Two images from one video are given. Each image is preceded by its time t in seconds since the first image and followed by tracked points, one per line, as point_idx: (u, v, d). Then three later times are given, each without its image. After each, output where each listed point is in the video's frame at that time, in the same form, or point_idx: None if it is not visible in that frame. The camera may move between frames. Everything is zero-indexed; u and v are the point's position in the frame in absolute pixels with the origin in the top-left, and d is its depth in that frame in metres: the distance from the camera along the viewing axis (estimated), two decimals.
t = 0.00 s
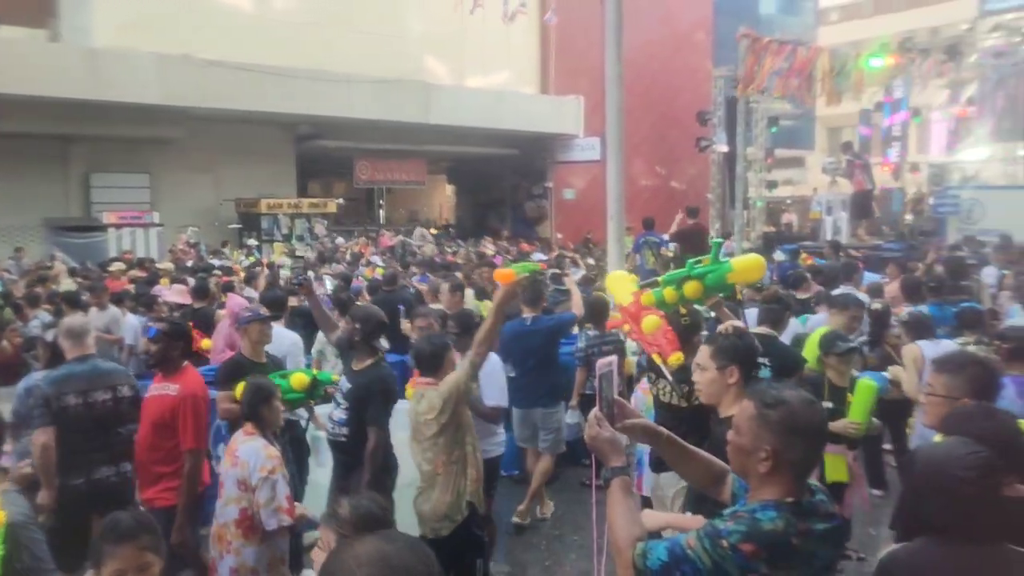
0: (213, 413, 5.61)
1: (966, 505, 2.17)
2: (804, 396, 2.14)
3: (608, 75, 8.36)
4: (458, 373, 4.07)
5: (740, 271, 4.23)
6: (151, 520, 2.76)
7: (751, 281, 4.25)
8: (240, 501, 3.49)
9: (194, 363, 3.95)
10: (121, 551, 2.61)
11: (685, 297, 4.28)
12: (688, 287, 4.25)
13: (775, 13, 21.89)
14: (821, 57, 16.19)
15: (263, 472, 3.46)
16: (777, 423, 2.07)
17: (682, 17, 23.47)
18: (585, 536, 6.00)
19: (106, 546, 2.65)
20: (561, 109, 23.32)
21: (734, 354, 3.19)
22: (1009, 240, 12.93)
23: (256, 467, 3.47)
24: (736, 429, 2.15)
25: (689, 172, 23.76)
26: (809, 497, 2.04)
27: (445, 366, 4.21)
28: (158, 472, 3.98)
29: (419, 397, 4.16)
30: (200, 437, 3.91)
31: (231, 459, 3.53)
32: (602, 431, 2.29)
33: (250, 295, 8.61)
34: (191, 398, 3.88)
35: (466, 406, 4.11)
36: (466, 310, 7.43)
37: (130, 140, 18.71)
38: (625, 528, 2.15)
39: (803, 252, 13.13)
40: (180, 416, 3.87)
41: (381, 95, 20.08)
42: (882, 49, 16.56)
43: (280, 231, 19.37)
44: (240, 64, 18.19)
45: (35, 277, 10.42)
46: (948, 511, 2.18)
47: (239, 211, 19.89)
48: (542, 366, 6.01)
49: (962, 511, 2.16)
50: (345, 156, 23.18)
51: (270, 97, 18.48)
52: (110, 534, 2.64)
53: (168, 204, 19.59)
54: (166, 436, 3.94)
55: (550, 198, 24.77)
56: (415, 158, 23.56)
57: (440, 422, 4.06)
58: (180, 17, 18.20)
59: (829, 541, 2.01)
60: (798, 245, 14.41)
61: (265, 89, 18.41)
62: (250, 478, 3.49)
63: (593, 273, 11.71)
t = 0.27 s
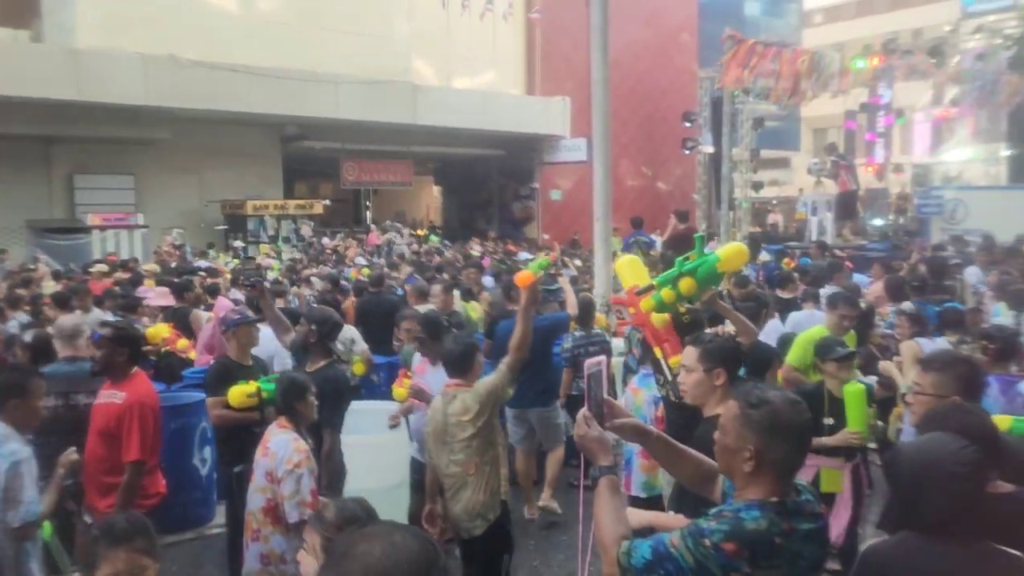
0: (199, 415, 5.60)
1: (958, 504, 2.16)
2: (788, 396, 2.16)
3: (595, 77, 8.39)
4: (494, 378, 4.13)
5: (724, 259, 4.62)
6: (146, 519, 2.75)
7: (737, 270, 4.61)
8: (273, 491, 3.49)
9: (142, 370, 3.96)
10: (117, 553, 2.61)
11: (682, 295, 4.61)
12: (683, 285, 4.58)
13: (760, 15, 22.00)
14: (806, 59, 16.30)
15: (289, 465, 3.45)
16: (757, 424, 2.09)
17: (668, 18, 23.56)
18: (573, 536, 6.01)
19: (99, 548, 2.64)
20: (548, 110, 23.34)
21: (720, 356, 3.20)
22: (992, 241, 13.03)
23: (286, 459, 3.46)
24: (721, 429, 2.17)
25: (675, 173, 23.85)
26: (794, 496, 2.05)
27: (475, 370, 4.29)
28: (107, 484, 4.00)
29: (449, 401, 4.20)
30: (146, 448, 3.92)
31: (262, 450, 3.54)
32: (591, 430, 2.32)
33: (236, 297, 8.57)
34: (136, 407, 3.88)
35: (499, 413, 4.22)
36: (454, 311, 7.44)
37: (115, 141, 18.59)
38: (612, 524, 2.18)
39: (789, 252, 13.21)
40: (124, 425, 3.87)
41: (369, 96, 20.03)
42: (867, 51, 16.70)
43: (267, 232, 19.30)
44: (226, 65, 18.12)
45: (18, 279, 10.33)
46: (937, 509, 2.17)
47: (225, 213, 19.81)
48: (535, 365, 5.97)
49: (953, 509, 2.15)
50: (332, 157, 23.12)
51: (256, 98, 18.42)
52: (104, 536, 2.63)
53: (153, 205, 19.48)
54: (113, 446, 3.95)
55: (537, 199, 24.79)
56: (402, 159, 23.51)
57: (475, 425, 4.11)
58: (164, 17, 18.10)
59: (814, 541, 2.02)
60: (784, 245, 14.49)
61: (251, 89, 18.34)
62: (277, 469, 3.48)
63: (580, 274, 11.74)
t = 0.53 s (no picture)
0: (185, 416, 5.59)
1: (955, 505, 2.10)
2: (777, 396, 2.16)
3: (583, 77, 8.39)
4: (513, 372, 4.14)
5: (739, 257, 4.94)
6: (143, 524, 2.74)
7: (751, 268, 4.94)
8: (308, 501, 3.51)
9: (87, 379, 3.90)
10: (113, 558, 2.59)
11: (699, 288, 4.95)
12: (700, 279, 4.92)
13: (746, 16, 22.06)
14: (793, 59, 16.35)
15: (336, 474, 3.50)
16: (744, 424, 2.10)
17: (655, 19, 23.59)
18: (563, 536, 6.02)
19: (96, 552, 2.62)
20: (536, 110, 23.31)
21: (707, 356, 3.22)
22: (978, 241, 13.11)
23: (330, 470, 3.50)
24: (710, 429, 2.18)
25: (663, 173, 23.89)
26: (782, 496, 2.06)
27: (495, 365, 4.29)
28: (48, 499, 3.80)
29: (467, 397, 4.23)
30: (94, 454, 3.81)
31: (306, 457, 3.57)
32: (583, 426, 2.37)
33: (224, 297, 8.53)
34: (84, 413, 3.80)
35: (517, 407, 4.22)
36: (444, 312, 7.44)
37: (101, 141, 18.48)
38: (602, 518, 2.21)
39: (776, 253, 13.28)
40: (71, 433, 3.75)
41: (357, 95, 19.96)
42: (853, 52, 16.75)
43: (254, 232, 19.24)
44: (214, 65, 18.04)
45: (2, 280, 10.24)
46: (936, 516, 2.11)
47: (213, 213, 19.73)
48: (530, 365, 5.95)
49: (952, 515, 2.09)
50: (319, 158, 23.05)
51: (243, 98, 18.34)
52: (99, 541, 2.61)
53: (139, 206, 19.37)
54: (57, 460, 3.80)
55: (526, 199, 24.79)
56: (390, 159, 23.44)
57: (492, 419, 4.13)
58: (151, 17, 18.00)
59: (801, 541, 2.03)
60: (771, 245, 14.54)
61: (239, 89, 18.27)
62: (323, 477, 3.52)
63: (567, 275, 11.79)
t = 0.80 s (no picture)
0: (175, 418, 5.58)
1: (955, 503, 2.08)
2: (764, 396, 2.17)
3: (571, 78, 8.42)
4: (522, 366, 4.23)
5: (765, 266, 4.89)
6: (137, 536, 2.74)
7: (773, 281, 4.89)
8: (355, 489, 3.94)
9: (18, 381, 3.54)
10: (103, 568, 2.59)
11: (724, 276, 4.98)
12: (727, 267, 4.94)
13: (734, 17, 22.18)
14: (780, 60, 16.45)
15: (377, 465, 3.96)
16: (729, 423, 2.11)
17: (644, 19, 23.68)
18: (552, 535, 6.02)
19: (86, 563, 2.62)
20: (524, 110, 23.34)
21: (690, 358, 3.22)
22: (963, 240, 13.23)
23: (372, 461, 3.96)
24: (698, 427, 2.20)
25: (652, 173, 23.98)
26: (767, 494, 2.07)
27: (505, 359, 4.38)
28: None
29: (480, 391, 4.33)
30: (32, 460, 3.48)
31: (345, 449, 4.00)
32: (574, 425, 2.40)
33: (211, 297, 8.51)
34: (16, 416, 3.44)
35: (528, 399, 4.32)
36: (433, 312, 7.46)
37: (87, 141, 18.36)
38: (590, 515, 2.25)
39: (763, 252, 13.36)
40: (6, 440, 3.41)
41: (346, 95, 19.92)
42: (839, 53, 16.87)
43: (242, 233, 19.19)
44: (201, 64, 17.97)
45: None
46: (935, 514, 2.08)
47: (200, 213, 19.66)
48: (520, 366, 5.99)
49: (952, 513, 2.07)
50: (307, 157, 22.99)
51: (231, 98, 18.27)
52: (91, 553, 2.62)
53: (126, 206, 19.27)
54: None
55: (514, 199, 24.82)
56: (379, 159, 23.40)
57: (505, 413, 4.23)
58: (138, 16, 17.90)
59: (786, 539, 2.04)
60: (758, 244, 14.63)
61: (227, 88, 18.20)
62: (364, 468, 3.97)
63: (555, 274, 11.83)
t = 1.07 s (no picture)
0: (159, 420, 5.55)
1: (953, 505, 2.23)
2: (749, 394, 2.18)
3: (559, 79, 8.43)
4: (527, 363, 4.20)
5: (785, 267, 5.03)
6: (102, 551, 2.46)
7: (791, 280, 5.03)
8: (376, 483, 4.01)
9: None
10: None
11: (742, 280, 4.87)
12: (747, 271, 4.86)
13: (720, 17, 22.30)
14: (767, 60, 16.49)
15: (399, 457, 4.01)
16: (712, 421, 2.12)
17: (632, 19, 23.72)
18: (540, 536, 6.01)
19: None
20: (512, 110, 23.32)
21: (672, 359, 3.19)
22: (949, 240, 13.28)
23: (393, 454, 4.01)
24: (684, 426, 2.21)
25: (639, 172, 24.04)
26: (752, 492, 2.09)
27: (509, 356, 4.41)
28: None
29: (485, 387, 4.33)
30: None
31: (368, 446, 4.02)
32: (565, 421, 2.41)
33: (197, 297, 8.47)
34: None
35: (531, 394, 4.29)
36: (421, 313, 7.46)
37: (72, 140, 18.24)
38: (576, 509, 2.26)
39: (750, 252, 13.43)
40: None
41: (333, 95, 19.84)
42: (824, 53, 16.91)
43: (229, 232, 19.11)
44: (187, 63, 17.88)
45: None
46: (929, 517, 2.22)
47: (186, 213, 19.57)
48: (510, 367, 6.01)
49: (949, 514, 2.22)
50: (295, 157, 22.91)
51: (218, 97, 18.18)
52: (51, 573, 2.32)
53: (111, 205, 19.16)
54: None
55: (502, 199, 24.83)
56: (366, 159, 23.34)
57: (509, 409, 4.21)
58: (123, 15, 17.78)
59: (769, 537, 2.06)
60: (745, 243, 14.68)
61: (213, 88, 18.12)
62: (386, 462, 4.02)
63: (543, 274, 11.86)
